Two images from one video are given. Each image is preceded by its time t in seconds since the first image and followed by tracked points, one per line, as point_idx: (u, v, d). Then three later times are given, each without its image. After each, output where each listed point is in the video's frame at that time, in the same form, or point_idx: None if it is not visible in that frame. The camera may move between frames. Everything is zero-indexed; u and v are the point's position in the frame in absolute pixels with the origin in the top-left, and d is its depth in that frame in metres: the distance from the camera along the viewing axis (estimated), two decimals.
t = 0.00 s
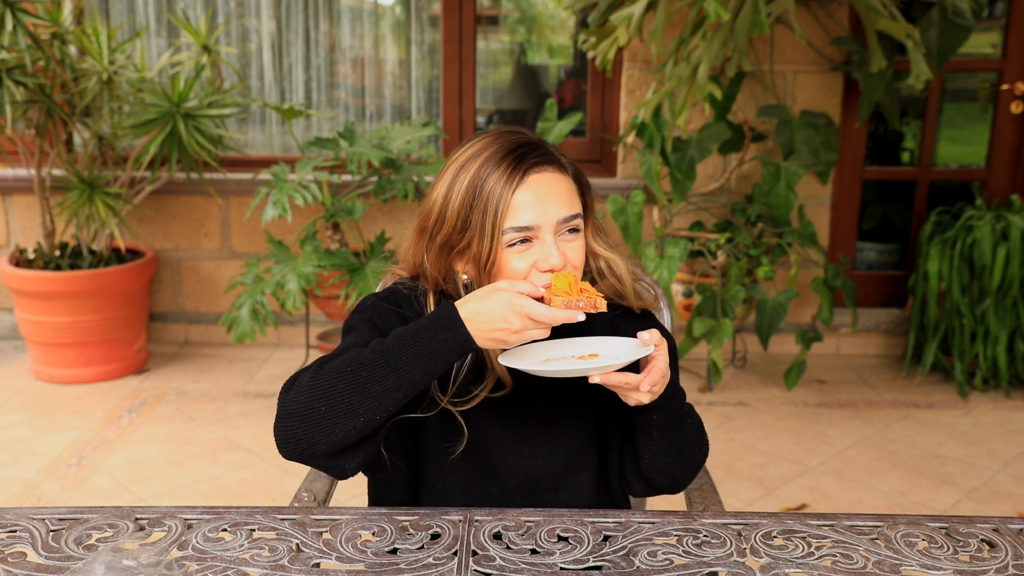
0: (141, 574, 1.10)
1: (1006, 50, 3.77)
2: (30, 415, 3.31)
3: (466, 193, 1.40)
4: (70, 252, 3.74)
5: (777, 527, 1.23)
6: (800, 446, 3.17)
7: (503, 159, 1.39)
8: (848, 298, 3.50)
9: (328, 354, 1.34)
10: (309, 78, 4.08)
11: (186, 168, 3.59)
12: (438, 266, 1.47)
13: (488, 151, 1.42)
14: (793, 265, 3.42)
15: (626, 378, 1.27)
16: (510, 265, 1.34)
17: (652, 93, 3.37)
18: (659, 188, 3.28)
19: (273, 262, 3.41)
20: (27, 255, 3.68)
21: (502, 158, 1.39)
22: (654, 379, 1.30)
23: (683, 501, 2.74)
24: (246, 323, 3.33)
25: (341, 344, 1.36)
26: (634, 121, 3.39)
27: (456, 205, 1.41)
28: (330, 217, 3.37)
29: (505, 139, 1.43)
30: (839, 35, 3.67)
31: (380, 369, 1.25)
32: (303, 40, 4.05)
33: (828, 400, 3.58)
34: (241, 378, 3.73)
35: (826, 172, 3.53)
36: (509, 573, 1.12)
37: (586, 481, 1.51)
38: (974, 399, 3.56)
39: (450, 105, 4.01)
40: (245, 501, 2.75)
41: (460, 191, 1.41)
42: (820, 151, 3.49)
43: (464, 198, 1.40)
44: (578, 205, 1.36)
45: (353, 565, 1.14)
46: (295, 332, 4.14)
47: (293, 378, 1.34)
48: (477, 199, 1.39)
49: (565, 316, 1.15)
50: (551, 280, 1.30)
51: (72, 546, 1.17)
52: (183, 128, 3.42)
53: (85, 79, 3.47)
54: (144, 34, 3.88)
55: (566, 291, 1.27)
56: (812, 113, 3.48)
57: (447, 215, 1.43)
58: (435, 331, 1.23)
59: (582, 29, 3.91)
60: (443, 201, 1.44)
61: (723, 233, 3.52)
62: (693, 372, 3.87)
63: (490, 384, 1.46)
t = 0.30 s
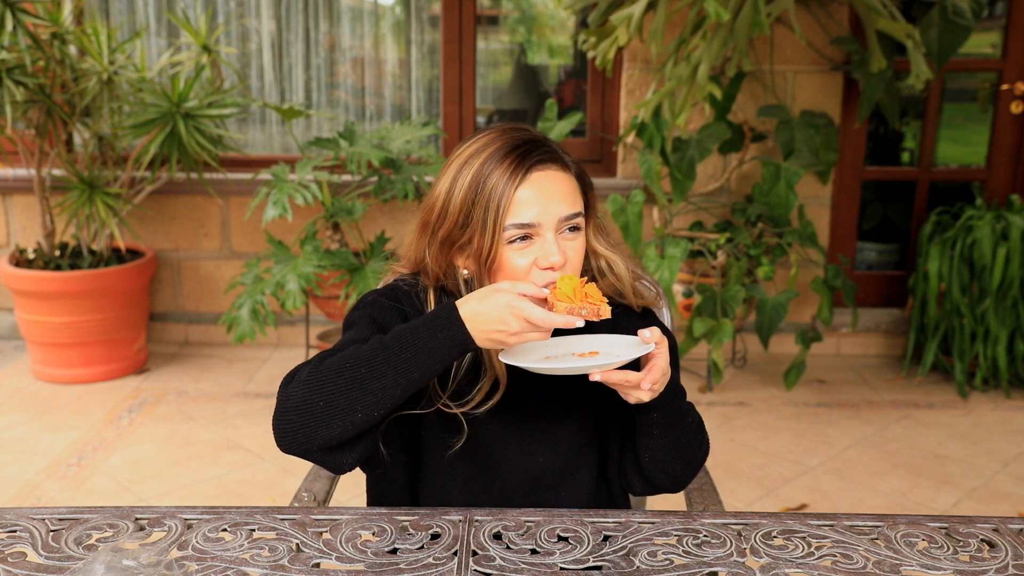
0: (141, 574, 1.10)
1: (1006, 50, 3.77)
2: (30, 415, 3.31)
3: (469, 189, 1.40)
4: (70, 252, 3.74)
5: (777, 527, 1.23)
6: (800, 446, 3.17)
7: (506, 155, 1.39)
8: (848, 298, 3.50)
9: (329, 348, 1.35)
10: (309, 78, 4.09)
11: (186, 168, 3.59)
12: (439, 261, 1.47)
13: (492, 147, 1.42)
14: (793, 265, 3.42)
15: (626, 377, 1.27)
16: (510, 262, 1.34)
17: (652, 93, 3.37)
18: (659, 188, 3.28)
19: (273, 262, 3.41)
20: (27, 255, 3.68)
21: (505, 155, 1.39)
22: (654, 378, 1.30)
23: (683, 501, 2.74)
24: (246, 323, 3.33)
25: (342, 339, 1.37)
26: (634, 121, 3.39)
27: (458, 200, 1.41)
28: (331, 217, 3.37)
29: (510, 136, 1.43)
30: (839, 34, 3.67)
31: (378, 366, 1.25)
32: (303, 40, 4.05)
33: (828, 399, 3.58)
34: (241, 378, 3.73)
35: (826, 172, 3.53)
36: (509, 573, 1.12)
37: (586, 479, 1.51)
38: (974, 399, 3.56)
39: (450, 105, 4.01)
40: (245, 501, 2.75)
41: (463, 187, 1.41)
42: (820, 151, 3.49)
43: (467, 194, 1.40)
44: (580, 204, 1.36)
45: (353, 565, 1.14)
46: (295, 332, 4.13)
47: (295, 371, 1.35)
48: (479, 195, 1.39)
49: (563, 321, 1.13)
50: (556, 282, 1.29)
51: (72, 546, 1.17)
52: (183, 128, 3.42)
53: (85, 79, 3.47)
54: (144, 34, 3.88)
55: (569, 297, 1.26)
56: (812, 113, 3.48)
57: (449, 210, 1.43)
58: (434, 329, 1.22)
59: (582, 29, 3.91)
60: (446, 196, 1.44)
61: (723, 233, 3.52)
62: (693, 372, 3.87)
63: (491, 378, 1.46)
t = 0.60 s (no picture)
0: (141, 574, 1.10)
1: (1006, 50, 3.77)
2: (31, 415, 3.31)
3: (473, 176, 1.40)
4: (70, 252, 3.74)
5: (777, 527, 1.23)
6: (800, 446, 3.17)
7: (510, 143, 1.39)
8: (848, 298, 3.50)
9: (328, 360, 1.34)
10: (309, 78, 4.09)
11: (186, 168, 3.59)
12: (441, 251, 1.46)
13: (495, 134, 1.41)
14: (793, 265, 3.42)
15: (632, 383, 1.27)
16: (514, 248, 1.34)
17: (652, 93, 3.36)
18: (659, 188, 3.28)
19: (273, 262, 3.41)
20: (27, 255, 3.68)
21: (509, 142, 1.39)
22: (662, 387, 1.29)
23: (683, 501, 2.74)
24: (246, 323, 3.33)
25: (340, 347, 1.37)
26: (634, 121, 3.39)
27: (462, 186, 1.41)
28: (331, 217, 3.37)
29: (513, 123, 1.43)
30: (839, 34, 3.67)
31: (376, 384, 1.25)
32: (303, 40, 4.05)
33: (828, 399, 3.58)
34: (241, 378, 3.73)
35: (826, 172, 3.53)
36: (510, 573, 1.12)
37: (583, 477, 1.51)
38: (974, 399, 3.56)
39: (450, 105, 4.01)
40: (245, 501, 2.75)
41: (466, 172, 1.41)
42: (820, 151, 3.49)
43: (470, 182, 1.40)
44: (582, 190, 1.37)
45: (353, 565, 1.14)
46: (295, 332, 4.14)
47: (296, 384, 1.35)
48: (482, 180, 1.39)
49: (558, 343, 1.12)
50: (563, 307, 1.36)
51: (72, 546, 1.17)
52: (183, 128, 3.42)
53: (85, 79, 3.47)
54: (144, 35, 3.89)
55: (572, 322, 1.33)
56: (812, 113, 3.48)
57: (453, 198, 1.43)
58: (432, 347, 1.22)
59: (582, 29, 3.90)
60: (450, 182, 1.44)
61: (723, 233, 3.52)
62: (693, 372, 3.87)
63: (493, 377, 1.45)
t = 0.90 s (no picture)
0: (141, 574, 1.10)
1: (1006, 50, 3.77)
2: (31, 415, 3.31)
3: (476, 162, 1.40)
4: (70, 252, 3.74)
5: (777, 527, 1.23)
6: (800, 446, 3.17)
7: (516, 132, 1.39)
8: (848, 298, 3.50)
9: (330, 403, 1.31)
10: (309, 78, 4.09)
11: (186, 168, 3.59)
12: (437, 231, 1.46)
13: (503, 122, 1.41)
14: (792, 265, 3.42)
15: (641, 403, 1.28)
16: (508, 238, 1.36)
17: (652, 93, 3.36)
18: (659, 188, 3.28)
19: (273, 262, 3.41)
20: (27, 255, 3.68)
21: (515, 132, 1.39)
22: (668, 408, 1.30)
23: (683, 501, 2.74)
24: (246, 323, 3.33)
25: (338, 383, 1.34)
26: (634, 121, 3.39)
27: (464, 170, 1.41)
28: (330, 217, 3.38)
29: (523, 112, 1.43)
30: (839, 34, 3.67)
31: (380, 431, 1.23)
32: (303, 40, 4.05)
33: (828, 399, 3.58)
34: (241, 377, 3.73)
35: (826, 172, 3.53)
36: (509, 573, 1.12)
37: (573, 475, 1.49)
38: (974, 399, 3.56)
39: (450, 106, 4.01)
40: (245, 501, 2.75)
41: (470, 158, 1.41)
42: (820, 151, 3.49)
43: (472, 168, 1.40)
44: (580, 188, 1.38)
45: (353, 565, 1.14)
46: (295, 332, 4.14)
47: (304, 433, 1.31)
48: (483, 167, 1.39)
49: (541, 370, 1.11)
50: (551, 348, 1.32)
51: (72, 546, 1.17)
52: (183, 129, 3.42)
53: (85, 79, 3.47)
54: (144, 35, 3.89)
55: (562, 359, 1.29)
56: (812, 114, 3.48)
57: (454, 181, 1.43)
58: (423, 389, 1.21)
59: (582, 29, 3.90)
60: (453, 163, 1.44)
61: (723, 233, 3.52)
62: (693, 372, 3.87)
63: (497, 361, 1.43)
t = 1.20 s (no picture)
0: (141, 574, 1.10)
1: (1006, 50, 3.77)
2: (31, 415, 3.31)
3: (467, 156, 1.40)
4: (70, 252, 3.74)
5: (777, 527, 1.23)
6: (800, 446, 3.17)
7: (510, 127, 1.39)
8: (848, 298, 3.50)
9: (331, 414, 1.30)
10: (309, 78, 4.09)
11: (186, 168, 3.59)
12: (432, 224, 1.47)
13: (496, 117, 1.41)
14: (792, 265, 3.42)
15: (634, 418, 1.29)
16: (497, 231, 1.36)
17: (652, 93, 3.36)
18: (659, 188, 3.29)
19: (273, 262, 3.41)
20: (27, 255, 3.68)
21: (507, 127, 1.39)
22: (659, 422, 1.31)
23: (683, 501, 2.74)
24: (246, 323, 3.33)
25: (338, 391, 1.33)
26: (634, 121, 3.39)
27: (456, 164, 1.41)
28: (331, 217, 3.38)
29: (517, 108, 1.43)
30: (839, 34, 3.67)
31: (380, 448, 1.23)
32: (303, 40, 4.05)
33: (828, 399, 3.58)
34: (241, 378, 3.73)
35: (826, 171, 3.52)
36: (509, 573, 1.12)
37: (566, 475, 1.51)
38: (974, 399, 3.56)
39: (450, 105, 4.01)
40: (245, 501, 2.75)
41: (463, 151, 1.41)
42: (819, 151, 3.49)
43: (463, 163, 1.40)
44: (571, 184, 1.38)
45: (353, 565, 1.14)
46: (295, 332, 4.14)
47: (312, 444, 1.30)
48: (474, 160, 1.39)
49: (533, 390, 1.11)
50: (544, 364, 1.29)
51: (72, 545, 1.17)
52: (183, 128, 3.42)
53: (85, 79, 3.47)
54: (144, 35, 3.89)
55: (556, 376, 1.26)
56: (812, 114, 3.48)
57: (446, 176, 1.43)
58: (420, 407, 1.22)
59: (582, 29, 3.90)
60: (447, 156, 1.44)
61: (723, 233, 3.52)
62: (693, 372, 3.87)
63: (502, 354, 1.45)
